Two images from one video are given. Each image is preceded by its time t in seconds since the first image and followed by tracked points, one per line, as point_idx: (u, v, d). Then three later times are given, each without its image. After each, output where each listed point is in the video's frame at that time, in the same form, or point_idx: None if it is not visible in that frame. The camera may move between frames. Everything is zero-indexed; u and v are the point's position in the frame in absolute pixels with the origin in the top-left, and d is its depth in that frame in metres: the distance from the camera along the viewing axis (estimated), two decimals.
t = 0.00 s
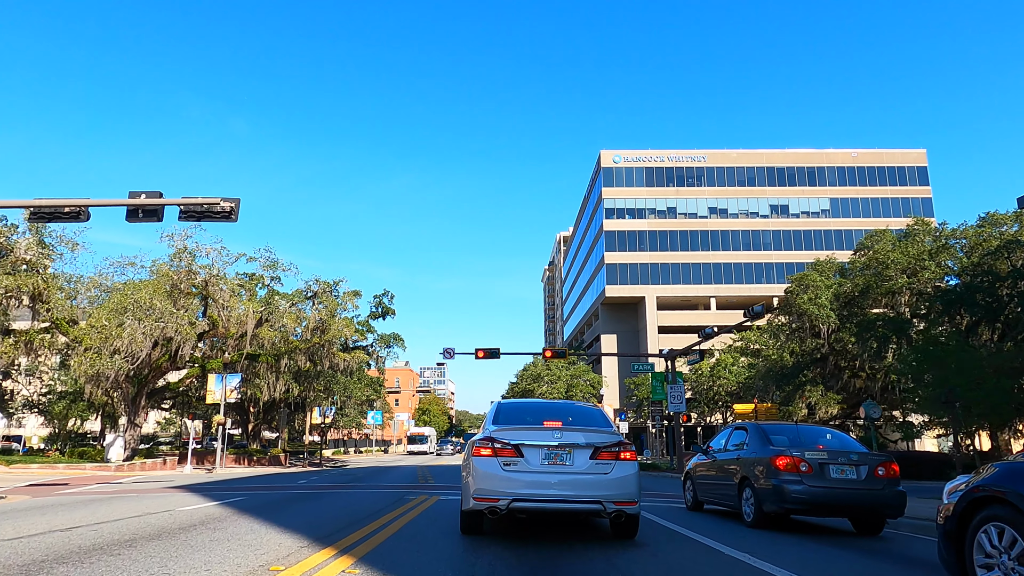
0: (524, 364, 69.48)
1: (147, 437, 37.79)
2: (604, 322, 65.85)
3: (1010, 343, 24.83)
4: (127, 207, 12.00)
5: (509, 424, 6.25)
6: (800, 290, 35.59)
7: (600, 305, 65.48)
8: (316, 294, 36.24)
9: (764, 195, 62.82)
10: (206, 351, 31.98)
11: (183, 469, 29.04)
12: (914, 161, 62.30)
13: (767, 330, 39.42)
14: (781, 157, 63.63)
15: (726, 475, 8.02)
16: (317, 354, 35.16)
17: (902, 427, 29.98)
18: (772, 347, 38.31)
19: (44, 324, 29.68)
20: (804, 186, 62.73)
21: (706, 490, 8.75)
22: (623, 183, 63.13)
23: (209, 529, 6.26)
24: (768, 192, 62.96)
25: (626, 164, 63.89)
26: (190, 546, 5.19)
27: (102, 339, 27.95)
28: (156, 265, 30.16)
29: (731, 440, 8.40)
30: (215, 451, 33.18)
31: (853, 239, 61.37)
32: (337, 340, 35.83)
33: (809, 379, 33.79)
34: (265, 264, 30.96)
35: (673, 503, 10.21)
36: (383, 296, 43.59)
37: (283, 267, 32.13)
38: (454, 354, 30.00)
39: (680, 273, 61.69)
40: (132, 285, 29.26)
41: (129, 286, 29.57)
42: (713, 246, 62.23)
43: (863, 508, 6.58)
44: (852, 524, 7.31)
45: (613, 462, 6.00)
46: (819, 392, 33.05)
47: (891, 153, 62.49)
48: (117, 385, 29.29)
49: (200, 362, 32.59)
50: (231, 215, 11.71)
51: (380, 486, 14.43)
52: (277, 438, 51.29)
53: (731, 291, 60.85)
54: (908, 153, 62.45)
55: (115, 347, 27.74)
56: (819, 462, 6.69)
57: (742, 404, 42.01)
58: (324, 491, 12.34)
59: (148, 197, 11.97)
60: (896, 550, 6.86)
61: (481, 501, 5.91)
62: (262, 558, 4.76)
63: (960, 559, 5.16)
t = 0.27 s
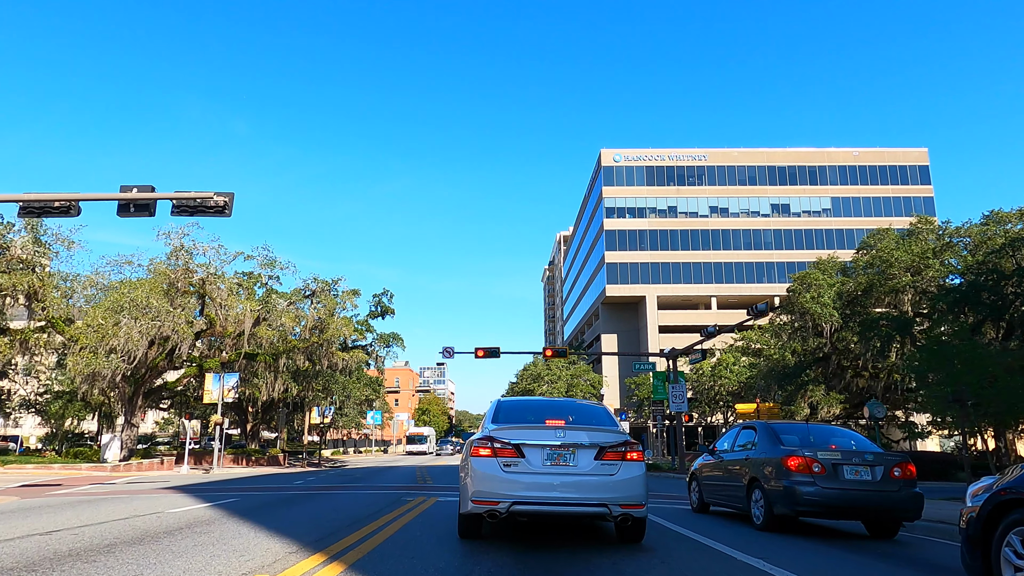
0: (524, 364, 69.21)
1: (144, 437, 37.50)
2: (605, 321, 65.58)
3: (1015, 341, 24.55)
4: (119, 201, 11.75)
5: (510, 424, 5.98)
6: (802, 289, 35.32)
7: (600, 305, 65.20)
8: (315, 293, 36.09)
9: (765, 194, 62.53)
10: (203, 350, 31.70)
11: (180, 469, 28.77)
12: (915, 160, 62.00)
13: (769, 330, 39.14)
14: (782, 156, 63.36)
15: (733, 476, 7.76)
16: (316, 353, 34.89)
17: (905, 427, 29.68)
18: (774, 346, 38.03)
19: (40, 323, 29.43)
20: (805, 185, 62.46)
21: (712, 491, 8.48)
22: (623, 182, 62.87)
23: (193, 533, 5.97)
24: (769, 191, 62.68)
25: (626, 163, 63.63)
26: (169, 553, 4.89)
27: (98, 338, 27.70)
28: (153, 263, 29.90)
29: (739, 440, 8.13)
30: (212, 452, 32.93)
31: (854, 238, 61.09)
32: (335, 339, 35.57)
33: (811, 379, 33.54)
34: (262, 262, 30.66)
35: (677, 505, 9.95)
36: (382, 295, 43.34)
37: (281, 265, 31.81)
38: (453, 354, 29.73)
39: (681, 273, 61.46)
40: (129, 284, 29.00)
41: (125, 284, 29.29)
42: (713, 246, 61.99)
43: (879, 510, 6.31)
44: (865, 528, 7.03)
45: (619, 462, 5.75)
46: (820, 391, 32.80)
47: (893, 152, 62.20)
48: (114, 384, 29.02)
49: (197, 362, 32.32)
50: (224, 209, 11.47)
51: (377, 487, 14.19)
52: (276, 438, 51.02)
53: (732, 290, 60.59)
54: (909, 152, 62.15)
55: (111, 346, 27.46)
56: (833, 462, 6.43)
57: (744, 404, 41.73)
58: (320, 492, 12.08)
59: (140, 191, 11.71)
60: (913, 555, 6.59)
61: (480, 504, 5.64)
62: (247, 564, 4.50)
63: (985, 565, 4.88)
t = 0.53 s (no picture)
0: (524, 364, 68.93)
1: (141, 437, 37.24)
2: (605, 321, 65.34)
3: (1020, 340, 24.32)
4: (110, 196, 11.49)
5: (510, 422, 5.75)
6: (805, 288, 35.07)
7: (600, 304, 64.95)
8: (313, 292, 35.88)
9: (765, 193, 62.27)
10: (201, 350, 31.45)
11: (177, 470, 28.53)
12: (917, 159, 61.74)
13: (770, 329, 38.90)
14: (783, 155, 63.11)
15: (741, 477, 7.51)
16: (314, 353, 34.64)
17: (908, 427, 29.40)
18: (775, 346, 37.79)
19: (36, 322, 29.18)
20: (806, 184, 62.20)
21: (719, 493, 8.23)
22: (623, 181, 62.62)
23: (178, 536, 5.72)
24: (770, 190, 62.41)
25: (627, 162, 63.38)
26: (149, 559, 4.62)
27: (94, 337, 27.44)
28: (150, 262, 29.65)
29: (746, 439, 7.88)
30: (210, 452, 32.68)
31: (855, 237, 60.82)
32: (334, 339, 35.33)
33: (812, 379, 33.31)
34: (259, 260, 30.38)
35: (682, 507, 9.70)
36: (381, 294, 43.12)
37: (278, 264, 31.52)
38: (453, 353, 29.49)
39: (682, 272, 61.20)
40: (126, 282, 28.76)
41: (122, 283, 29.06)
42: (714, 245, 61.76)
43: (895, 512, 6.07)
44: (879, 531, 6.78)
45: (625, 463, 5.51)
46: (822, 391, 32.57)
47: (894, 151, 61.95)
48: (110, 384, 28.76)
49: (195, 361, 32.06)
50: (218, 204, 11.22)
51: (375, 487, 13.96)
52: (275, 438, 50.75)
53: (732, 290, 60.36)
54: (911, 151, 61.90)
55: (108, 345, 27.22)
56: (846, 463, 6.19)
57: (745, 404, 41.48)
58: (316, 493, 11.82)
59: (132, 185, 11.46)
60: (930, 559, 6.34)
61: (479, 507, 5.39)
62: (232, 571, 4.26)
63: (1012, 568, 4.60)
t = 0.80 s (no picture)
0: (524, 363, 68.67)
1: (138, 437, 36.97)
2: (606, 320, 65.09)
3: None
4: (102, 191, 11.24)
5: (511, 421, 5.52)
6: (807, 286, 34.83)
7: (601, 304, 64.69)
8: (312, 290, 35.69)
9: (766, 192, 62.02)
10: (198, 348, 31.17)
11: (173, 470, 28.27)
12: (919, 158, 61.48)
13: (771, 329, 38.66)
14: (784, 154, 62.87)
15: (749, 478, 7.29)
16: (313, 352, 34.38)
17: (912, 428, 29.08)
18: (776, 345, 37.54)
19: (31, 321, 28.93)
20: (807, 183, 61.96)
21: (724, 493, 8.04)
22: (624, 180, 62.38)
23: (164, 540, 5.48)
24: (771, 189, 62.14)
25: (627, 161, 63.15)
26: (129, 565, 4.37)
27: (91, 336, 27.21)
28: (147, 260, 29.39)
29: (753, 439, 7.66)
30: (208, 452, 32.46)
31: (856, 237, 60.56)
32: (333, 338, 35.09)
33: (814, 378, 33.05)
34: (257, 258, 30.08)
35: (687, 509, 9.48)
36: (381, 293, 42.88)
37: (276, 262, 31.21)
38: (452, 352, 29.24)
39: (683, 271, 60.94)
40: (123, 281, 28.52)
41: (119, 282, 28.79)
42: (715, 244, 61.53)
43: (911, 515, 5.84)
44: (892, 533, 6.55)
45: (631, 463, 5.29)
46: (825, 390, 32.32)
47: (896, 150, 61.71)
48: (106, 383, 28.48)
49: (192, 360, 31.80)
50: (212, 198, 10.98)
51: (373, 488, 13.72)
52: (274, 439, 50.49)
53: (733, 289, 60.14)
54: (912, 150, 61.68)
55: (104, 343, 26.99)
56: (860, 463, 5.96)
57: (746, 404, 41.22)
58: (312, 495, 11.55)
59: (124, 179, 11.21)
60: (943, 562, 6.11)
61: (477, 510, 5.16)
62: None
63: None
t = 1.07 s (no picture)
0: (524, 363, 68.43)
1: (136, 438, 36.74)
2: (606, 320, 64.83)
3: None
4: (94, 185, 11.03)
5: (511, 419, 5.33)
6: (808, 285, 34.64)
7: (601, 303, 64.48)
8: (310, 289, 35.46)
9: (767, 192, 61.81)
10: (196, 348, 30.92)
11: (171, 470, 28.06)
12: (920, 156, 61.24)
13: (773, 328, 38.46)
14: (785, 153, 62.64)
15: (756, 478, 7.08)
16: (312, 352, 34.15)
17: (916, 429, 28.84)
18: (777, 345, 37.33)
19: (27, 320, 28.71)
20: (808, 182, 61.75)
21: (731, 495, 7.83)
22: (624, 178, 62.18)
23: (149, 543, 5.24)
24: (772, 188, 61.93)
25: (627, 160, 62.94)
26: (107, 571, 4.14)
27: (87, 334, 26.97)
28: (144, 259, 29.17)
29: (761, 438, 7.45)
30: (205, 452, 32.22)
31: (858, 236, 60.33)
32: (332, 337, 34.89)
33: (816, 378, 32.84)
34: (255, 257, 29.80)
35: (692, 511, 9.28)
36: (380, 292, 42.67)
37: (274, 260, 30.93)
38: (452, 351, 29.03)
39: (683, 270, 60.68)
40: (120, 280, 28.31)
41: (116, 281, 28.58)
42: (716, 243, 61.28)
43: (926, 517, 5.63)
44: (905, 536, 6.34)
45: (638, 464, 5.09)
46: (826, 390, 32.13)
47: (897, 148, 61.48)
48: (103, 383, 28.27)
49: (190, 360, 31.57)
50: (206, 193, 10.79)
51: (371, 488, 13.50)
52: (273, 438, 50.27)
53: (734, 288, 59.94)
54: (913, 148, 61.46)
55: (100, 342, 26.78)
56: (873, 463, 5.75)
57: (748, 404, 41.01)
58: (309, 496, 11.33)
59: (117, 173, 11.01)
60: (959, 565, 5.91)
61: (476, 513, 4.96)
62: None
63: None
